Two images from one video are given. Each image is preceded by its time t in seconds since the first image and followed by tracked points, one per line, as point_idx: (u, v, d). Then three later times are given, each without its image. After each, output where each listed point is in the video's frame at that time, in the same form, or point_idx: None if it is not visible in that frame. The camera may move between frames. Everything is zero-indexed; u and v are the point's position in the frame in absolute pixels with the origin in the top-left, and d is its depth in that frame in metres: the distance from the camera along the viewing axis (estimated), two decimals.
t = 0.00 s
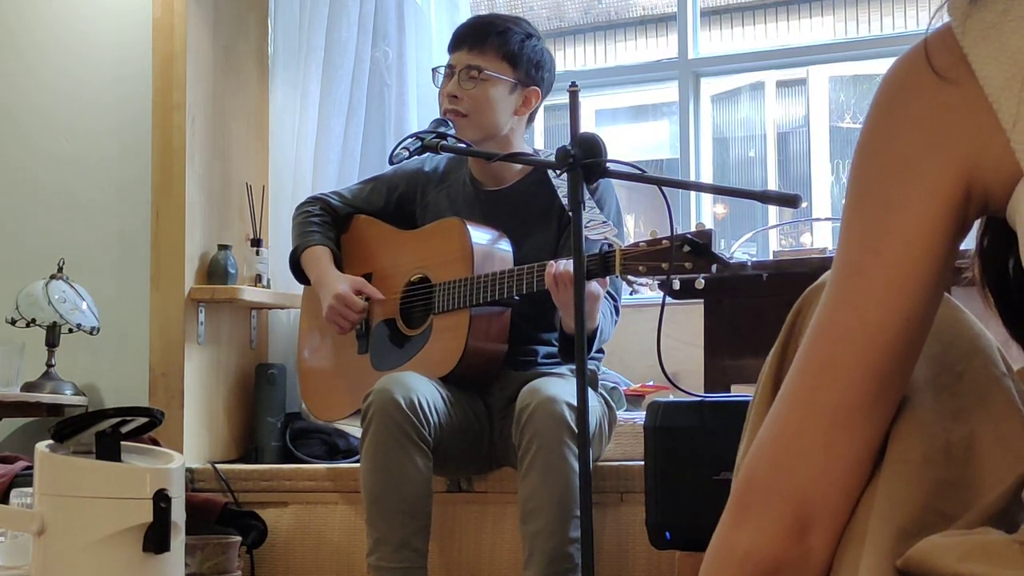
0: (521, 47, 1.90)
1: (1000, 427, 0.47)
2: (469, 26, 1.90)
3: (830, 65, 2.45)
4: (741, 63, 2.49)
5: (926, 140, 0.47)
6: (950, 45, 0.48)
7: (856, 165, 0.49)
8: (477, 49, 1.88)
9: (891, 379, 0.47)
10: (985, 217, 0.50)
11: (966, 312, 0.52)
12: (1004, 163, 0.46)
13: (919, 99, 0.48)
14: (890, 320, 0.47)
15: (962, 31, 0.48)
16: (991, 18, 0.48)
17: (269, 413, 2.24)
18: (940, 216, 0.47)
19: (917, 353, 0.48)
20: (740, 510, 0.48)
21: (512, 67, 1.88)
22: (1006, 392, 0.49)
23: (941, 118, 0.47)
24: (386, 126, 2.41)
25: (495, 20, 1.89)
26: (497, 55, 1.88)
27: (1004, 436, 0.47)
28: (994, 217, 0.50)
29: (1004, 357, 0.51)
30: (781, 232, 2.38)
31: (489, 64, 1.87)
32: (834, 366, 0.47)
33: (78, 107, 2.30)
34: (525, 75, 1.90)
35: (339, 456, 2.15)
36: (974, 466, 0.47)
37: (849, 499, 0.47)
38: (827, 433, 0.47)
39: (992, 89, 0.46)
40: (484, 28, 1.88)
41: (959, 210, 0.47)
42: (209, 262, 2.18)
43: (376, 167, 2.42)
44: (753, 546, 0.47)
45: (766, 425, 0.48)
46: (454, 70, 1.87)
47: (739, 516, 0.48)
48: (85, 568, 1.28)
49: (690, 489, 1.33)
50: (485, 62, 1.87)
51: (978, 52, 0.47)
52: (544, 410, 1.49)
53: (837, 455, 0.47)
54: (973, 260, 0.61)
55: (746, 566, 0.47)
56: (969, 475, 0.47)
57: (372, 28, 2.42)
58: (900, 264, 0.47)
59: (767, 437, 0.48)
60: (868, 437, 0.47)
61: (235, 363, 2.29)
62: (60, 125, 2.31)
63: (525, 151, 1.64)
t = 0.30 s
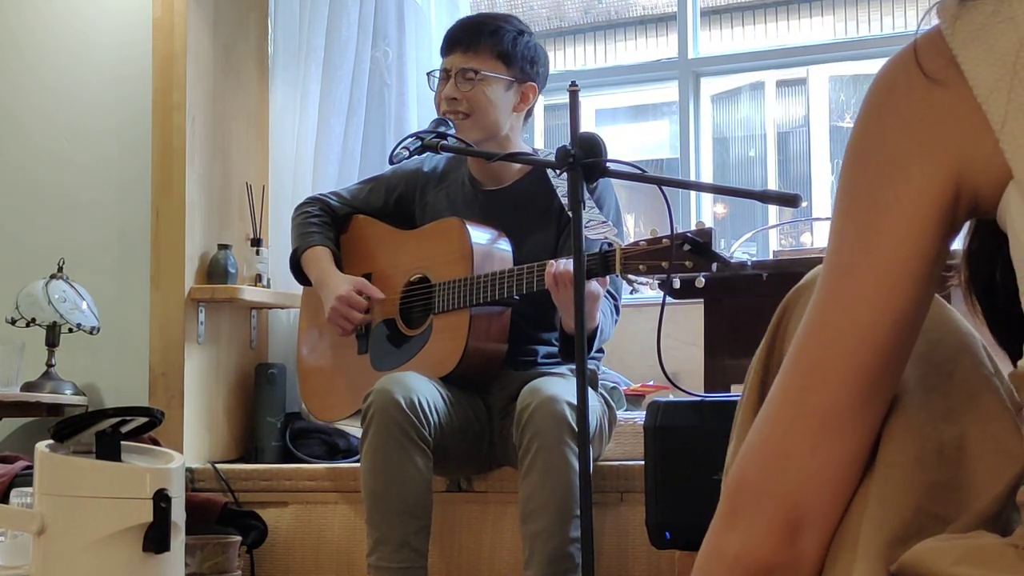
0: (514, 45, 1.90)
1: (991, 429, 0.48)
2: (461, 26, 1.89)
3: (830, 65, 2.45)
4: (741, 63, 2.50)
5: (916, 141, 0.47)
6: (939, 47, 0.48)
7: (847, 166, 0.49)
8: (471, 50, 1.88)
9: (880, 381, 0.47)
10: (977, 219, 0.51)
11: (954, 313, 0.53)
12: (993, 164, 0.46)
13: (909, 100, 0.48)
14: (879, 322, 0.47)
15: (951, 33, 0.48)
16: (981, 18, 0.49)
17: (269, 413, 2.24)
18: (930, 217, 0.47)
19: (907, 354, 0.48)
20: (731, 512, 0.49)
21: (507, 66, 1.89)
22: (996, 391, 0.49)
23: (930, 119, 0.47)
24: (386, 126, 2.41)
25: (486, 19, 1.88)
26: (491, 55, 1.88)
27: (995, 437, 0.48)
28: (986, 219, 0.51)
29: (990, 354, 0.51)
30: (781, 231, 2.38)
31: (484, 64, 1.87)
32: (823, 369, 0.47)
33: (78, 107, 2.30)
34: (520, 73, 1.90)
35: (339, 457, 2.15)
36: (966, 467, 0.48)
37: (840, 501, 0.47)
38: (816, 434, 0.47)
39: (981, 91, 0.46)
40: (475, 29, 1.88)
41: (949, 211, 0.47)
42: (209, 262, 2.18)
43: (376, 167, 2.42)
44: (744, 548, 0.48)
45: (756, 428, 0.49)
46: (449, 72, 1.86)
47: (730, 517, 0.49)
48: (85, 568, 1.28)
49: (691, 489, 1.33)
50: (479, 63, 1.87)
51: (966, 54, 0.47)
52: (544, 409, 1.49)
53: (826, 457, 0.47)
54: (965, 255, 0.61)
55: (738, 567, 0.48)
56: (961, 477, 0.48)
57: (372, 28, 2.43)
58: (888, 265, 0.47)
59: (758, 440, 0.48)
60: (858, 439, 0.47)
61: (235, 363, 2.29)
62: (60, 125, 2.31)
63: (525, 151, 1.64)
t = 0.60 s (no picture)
0: (504, 45, 1.89)
1: (988, 431, 0.48)
2: (452, 28, 1.90)
3: (830, 65, 2.45)
4: (740, 63, 2.50)
5: (915, 142, 0.47)
6: (940, 46, 0.48)
7: (846, 165, 0.49)
8: (460, 51, 1.88)
9: (879, 381, 0.47)
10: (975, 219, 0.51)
11: (948, 315, 0.53)
12: (992, 165, 0.46)
13: (909, 99, 0.48)
14: (877, 322, 0.47)
15: (951, 32, 0.48)
16: (980, 18, 0.48)
17: (269, 413, 2.24)
18: (929, 218, 0.47)
19: (906, 354, 0.48)
20: (727, 512, 0.49)
21: (498, 66, 1.88)
22: (992, 393, 0.49)
23: (930, 118, 0.47)
24: (386, 126, 2.41)
25: (476, 20, 1.89)
26: (481, 55, 1.87)
27: (991, 438, 0.48)
28: (985, 219, 0.51)
29: (983, 354, 0.52)
30: (781, 232, 2.38)
31: (474, 64, 1.87)
32: (822, 368, 0.47)
33: (78, 107, 2.30)
34: (512, 72, 1.89)
35: (339, 457, 2.14)
36: (963, 468, 0.48)
37: (838, 501, 0.47)
38: (814, 433, 0.47)
39: (982, 90, 0.46)
40: (465, 30, 1.88)
41: (949, 211, 0.47)
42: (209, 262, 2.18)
43: (376, 167, 2.42)
44: (740, 547, 0.48)
45: (753, 427, 0.49)
46: (441, 72, 1.87)
47: (727, 516, 0.49)
48: (85, 568, 1.28)
49: (691, 490, 1.33)
50: (470, 63, 1.87)
51: (967, 53, 0.47)
52: (545, 402, 1.49)
53: (823, 457, 0.47)
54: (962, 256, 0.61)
55: (733, 567, 0.48)
56: (958, 478, 0.48)
57: (372, 28, 2.43)
58: (888, 265, 0.47)
59: (755, 439, 0.48)
60: (856, 439, 0.47)
61: (236, 363, 2.29)
62: (60, 124, 2.31)
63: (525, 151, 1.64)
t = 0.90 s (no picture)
0: (504, 45, 1.89)
1: (988, 429, 0.48)
2: (453, 27, 1.90)
3: (830, 65, 2.45)
4: (739, 63, 2.50)
5: (916, 141, 0.47)
6: (941, 46, 0.48)
7: (847, 164, 0.49)
8: (460, 49, 1.88)
9: (879, 380, 0.47)
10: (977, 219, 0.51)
11: (949, 316, 0.53)
12: (993, 166, 0.46)
13: (911, 99, 0.48)
14: (878, 322, 0.47)
15: (953, 32, 0.48)
16: (981, 18, 0.48)
17: (269, 413, 2.24)
18: (930, 217, 0.47)
19: (907, 353, 0.48)
20: (727, 511, 0.49)
21: (497, 67, 1.88)
22: (992, 393, 0.49)
23: (932, 117, 0.47)
24: (386, 126, 2.41)
25: (477, 20, 1.89)
26: (480, 55, 1.87)
27: (992, 437, 0.48)
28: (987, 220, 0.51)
29: (982, 355, 0.52)
30: (781, 232, 2.38)
31: (474, 64, 1.87)
32: (822, 367, 0.47)
33: (78, 107, 2.30)
34: (511, 73, 1.89)
35: (339, 457, 2.14)
36: (963, 468, 0.48)
37: (838, 500, 0.47)
38: (814, 432, 0.47)
39: (983, 89, 0.46)
40: (465, 30, 1.89)
41: (950, 211, 0.47)
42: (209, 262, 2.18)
43: (376, 167, 2.42)
44: (740, 546, 0.48)
45: (753, 426, 0.49)
46: (439, 71, 1.87)
47: (728, 516, 0.49)
48: (85, 568, 1.28)
49: (691, 490, 1.33)
50: (469, 62, 1.87)
51: (969, 52, 0.47)
52: (545, 409, 1.49)
53: (823, 456, 0.47)
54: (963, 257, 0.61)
55: (733, 567, 0.48)
56: (958, 477, 0.48)
57: (372, 27, 2.42)
58: (888, 265, 0.47)
59: (756, 438, 0.48)
60: (856, 438, 0.47)
61: (236, 363, 2.29)
62: (60, 124, 2.31)
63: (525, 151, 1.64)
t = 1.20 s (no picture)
0: (510, 44, 1.89)
1: (988, 428, 0.48)
2: (459, 24, 1.89)
3: (830, 65, 2.45)
4: (738, 63, 2.50)
5: (917, 141, 0.47)
6: (943, 45, 0.48)
7: (848, 163, 0.49)
8: (466, 47, 1.87)
9: (880, 380, 0.47)
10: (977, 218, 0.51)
11: (949, 316, 0.53)
12: (995, 165, 0.46)
13: (913, 97, 0.48)
14: (878, 321, 0.47)
15: (954, 31, 0.48)
16: (984, 17, 0.48)
17: (269, 413, 2.24)
18: (932, 217, 0.47)
19: (908, 352, 0.48)
20: (727, 510, 0.49)
21: (503, 66, 1.88)
22: (993, 392, 0.50)
23: (934, 116, 0.47)
24: (386, 126, 2.41)
25: (485, 18, 1.88)
26: (486, 54, 1.87)
27: (992, 436, 0.48)
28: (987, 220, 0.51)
29: (982, 354, 0.52)
30: (781, 231, 2.37)
31: (480, 62, 1.87)
32: (822, 367, 0.47)
33: (78, 107, 2.30)
34: (516, 73, 1.89)
35: (339, 457, 2.14)
36: (963, 467, 0.48)
37: (839, 500, 0.47)
38: (814, 432, 0.47)
39: (985, 88, 0.46)
40: (472, 27, 1.88)
41: (951, 210, 0.47)
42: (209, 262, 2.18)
43: (376, 167, 2.42)
44: (739, 546, 0.48)
45: (753, 426, 0.49)
46: (445, 68, 1.87)
47: (727, 515, 0.49)
48: (85, 568, 1.28)
49: (692, 490, 1.33)
50: (475, 61, 1.86)
51: (971, 51, 0.47)
52: (545, 409, 1.49)
53: (824, 456, 0.47)
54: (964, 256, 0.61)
55: (732, 567, 0.48)
56: (959, 476, 0.48)
57: (372, 27, 2.42)
58: (889, 265, 0.47)
59: (756, 438, 0.48)
60: (857, 438, 0.47)
61: (236, 363, 2.29)
62: (60, 124, 2.31)
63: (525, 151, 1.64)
